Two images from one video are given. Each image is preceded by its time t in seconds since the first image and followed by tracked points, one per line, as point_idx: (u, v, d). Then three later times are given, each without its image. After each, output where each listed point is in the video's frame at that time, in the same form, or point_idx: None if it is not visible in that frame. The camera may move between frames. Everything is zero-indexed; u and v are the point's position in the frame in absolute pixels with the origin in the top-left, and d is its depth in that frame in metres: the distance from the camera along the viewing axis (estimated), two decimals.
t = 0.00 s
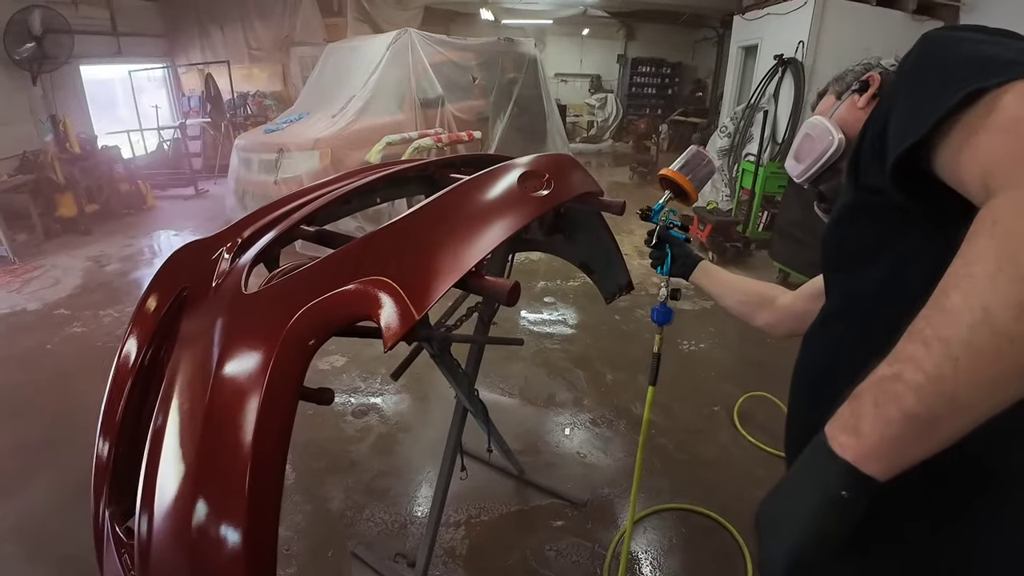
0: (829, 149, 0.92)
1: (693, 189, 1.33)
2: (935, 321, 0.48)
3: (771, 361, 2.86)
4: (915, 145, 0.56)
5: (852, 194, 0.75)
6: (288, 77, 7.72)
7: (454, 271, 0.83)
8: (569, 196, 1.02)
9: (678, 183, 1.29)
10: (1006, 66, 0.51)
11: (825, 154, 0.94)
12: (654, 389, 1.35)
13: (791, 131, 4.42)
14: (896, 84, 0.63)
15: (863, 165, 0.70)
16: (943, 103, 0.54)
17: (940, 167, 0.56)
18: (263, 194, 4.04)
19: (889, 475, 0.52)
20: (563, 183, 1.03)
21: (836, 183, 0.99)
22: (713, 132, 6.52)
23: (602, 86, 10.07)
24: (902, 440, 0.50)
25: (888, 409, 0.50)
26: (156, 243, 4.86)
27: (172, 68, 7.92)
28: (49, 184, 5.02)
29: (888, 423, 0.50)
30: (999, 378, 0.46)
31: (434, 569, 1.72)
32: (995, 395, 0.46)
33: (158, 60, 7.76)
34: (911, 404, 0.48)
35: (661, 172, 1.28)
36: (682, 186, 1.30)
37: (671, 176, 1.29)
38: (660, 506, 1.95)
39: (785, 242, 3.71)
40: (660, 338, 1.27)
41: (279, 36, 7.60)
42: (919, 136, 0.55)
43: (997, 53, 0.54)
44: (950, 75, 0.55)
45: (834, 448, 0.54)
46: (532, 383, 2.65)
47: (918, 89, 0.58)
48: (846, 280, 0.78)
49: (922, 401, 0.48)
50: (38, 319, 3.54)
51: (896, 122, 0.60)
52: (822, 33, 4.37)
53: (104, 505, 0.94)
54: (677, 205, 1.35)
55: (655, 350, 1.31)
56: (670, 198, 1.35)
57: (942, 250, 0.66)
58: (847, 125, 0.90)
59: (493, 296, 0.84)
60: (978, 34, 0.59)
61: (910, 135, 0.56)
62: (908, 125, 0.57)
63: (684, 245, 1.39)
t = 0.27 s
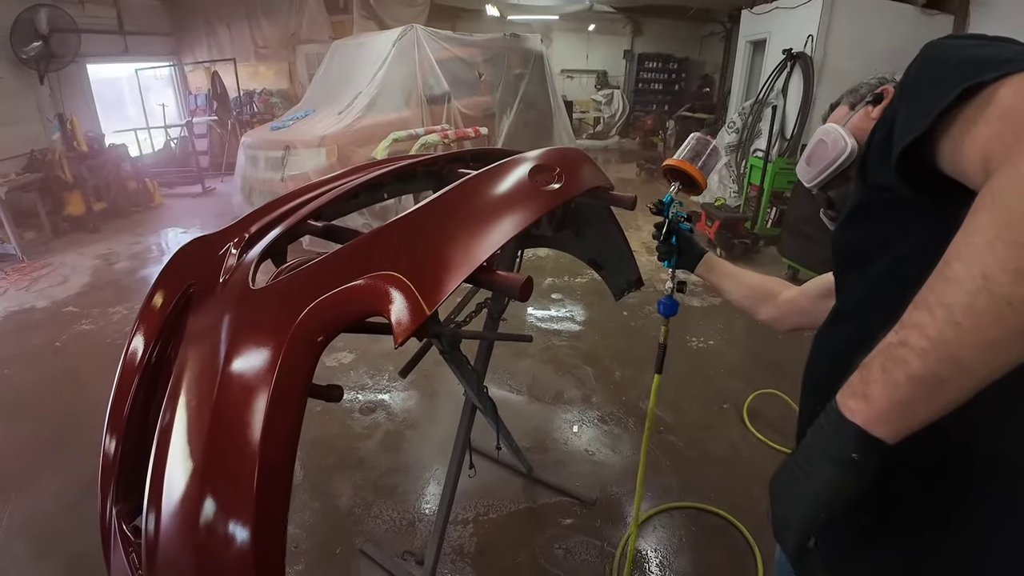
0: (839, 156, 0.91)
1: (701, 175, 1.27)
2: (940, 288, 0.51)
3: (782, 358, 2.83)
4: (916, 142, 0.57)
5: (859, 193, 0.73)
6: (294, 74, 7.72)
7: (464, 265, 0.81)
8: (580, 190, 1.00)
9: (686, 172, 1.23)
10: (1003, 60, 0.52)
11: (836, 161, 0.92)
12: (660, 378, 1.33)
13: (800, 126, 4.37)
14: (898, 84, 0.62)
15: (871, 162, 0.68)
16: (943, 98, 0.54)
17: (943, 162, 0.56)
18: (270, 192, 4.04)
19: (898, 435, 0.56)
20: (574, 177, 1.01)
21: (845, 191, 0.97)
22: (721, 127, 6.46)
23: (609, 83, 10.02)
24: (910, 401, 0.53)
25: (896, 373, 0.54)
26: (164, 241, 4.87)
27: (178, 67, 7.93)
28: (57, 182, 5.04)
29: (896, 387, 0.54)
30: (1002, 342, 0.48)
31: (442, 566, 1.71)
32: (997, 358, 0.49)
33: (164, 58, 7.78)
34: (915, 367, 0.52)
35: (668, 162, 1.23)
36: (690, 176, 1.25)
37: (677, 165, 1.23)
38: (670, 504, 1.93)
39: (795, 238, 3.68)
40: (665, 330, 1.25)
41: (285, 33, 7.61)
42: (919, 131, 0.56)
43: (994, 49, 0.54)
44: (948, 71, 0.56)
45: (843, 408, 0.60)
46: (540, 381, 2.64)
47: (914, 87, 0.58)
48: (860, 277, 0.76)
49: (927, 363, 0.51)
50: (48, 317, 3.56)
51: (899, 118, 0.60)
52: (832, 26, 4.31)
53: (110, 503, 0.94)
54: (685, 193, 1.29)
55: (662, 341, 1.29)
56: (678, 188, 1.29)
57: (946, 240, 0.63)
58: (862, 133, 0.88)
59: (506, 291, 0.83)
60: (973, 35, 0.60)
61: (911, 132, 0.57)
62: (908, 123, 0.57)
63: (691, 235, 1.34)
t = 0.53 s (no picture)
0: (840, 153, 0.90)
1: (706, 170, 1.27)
2: (935, 284, 0.50)
3: (786, 357, 2.81)
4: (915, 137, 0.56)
5: (860, 189, 0.71)
6: (297, 72, 7.74)
7: (463, 265, 0.80)
8: (581, 188, 0.99)
9: (691, 167, 1.24)
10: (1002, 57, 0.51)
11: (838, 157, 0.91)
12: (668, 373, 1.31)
13: (804, 123, 4.34)
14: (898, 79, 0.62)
15: (871, 160, 0.67)
16: (943, 93, 0.54)
17: (941, 158, 0.56)
18: (273, 189, 4.04)
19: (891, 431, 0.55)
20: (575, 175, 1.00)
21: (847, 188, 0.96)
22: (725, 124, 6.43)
23: (612, 79, 9.99)
24: (908, 397, 0.52)
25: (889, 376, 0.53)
26: (167, 240, 4.88)
27: (182, 65, 7.95)
28: (61, 181, 5.05)
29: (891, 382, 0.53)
30: (998, 336, 0.47)
31: (443, 565, 1.71)
32: (995, 351, 0.48)
33: (167, 56, 7.79)
34: (911, 363, 0.51)
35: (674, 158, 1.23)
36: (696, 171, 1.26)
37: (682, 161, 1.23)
38: (672, 503, 1.92)
39: (799, 235, 3.66)
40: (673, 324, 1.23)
41: (286, 31, 7.67)
42: (917, 127, 0.55)
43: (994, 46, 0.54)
44: (950, 64, 0.55)
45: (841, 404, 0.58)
46: (543, 379, 2.63)
47: (915, 82, 0.58)
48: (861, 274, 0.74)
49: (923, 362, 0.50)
50: (51, 315, 3.57)
51: (898, 112, 0.59)
52: (837, 21, 4.28)
53: (109, 502, 0.94)
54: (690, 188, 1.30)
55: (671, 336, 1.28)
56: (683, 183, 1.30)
57: (943, 234, 0.62)
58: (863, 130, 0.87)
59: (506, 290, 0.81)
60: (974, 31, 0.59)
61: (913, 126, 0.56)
62: (907, 117, 0.57)
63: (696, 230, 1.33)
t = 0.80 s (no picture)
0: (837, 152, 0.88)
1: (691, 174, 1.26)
2: (924, 286, 0.50)
3: (785, 356, 2.81)
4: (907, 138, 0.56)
5: (854, 188, 0.71)
6: (297, 71, 7.74)
7: (455, 267, 0.80)
8: (576, 190, 0.99)
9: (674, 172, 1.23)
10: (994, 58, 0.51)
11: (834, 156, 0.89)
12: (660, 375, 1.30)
13: (804, 122, 4.34)
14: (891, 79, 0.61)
15: (863, 159, 0.66)
16: (935, 95, 0.53)
17: (932, 159, 0.56)
18: (272, 189, 4.04)
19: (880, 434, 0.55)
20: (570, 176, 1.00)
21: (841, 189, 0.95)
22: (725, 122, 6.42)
23: (612, 78, 9.97)
24: (896, 398, 0.52)
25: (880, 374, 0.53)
26: (167, 240, 4.88)
27: (181, 65, 7.95)
28: (61, 181, 5.05)
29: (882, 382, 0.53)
30: (987, 338, 0.47)
31: (441, 565, 1.71)
32: (984, 353, 0.48)
33: (167, 56, 7.79)
34: (901, 364, 0.51)
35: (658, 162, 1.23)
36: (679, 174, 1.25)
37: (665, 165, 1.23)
38: (671, 503, 1.92)
39: (799, 234, 3.65)
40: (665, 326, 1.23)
41: (286, 31, 7.64)
42: (908, 127, 0.55)
43: (987, 46, 0.53)
44: (943, 64, 0.55)
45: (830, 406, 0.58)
46: (542, 379, 2.63)
47: (906, 83, 0.58)
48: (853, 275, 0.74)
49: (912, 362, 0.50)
50: (51, 316, 3.57)
51: (891, 112, 0.59)
52: (837, 19, 4.27)
53: (104, 503, 0.94)
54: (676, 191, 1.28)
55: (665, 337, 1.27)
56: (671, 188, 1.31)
57: (935, 234, 0.62)
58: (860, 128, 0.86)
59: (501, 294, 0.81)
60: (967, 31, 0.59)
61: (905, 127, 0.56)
62: (898, 118, 0.57)
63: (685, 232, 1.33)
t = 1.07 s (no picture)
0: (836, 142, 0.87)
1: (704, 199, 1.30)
2: (915, 298, 0.50)
3: (784, 356, 2.81)
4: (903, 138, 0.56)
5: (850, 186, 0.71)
6: (295, 72, 7.76)
7: (452, 269, 0.81)
8: (572, 191, 0.99)
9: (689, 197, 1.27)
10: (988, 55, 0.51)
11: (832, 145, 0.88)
12: (659, 392, 1.28)
13: (802, 121, 4.35)
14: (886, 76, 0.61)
15: (859, 156, 0.66)
16: (930, 92, 0.53)
17: (929, 160, 0.56)
18: (271, 190, 4.04)
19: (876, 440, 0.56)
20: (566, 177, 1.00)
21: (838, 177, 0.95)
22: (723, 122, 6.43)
23: (610, 78, 9.98)
24: (887, 407, 0.53)
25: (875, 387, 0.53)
26: (166, 241, 4.88)
27: (180, 66, 7.95)
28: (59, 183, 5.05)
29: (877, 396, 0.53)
30: (980, 347, 0.48)
31: (441, 565, 1.72)
32: (977, 362, 0.48)
33: (165, 58, 7.79)
34: (891, 375, 0.52)
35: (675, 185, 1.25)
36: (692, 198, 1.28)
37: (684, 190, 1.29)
38: (670, 502, 1.92)
39: (797, 233, 3.66)
40: (667, 338, 1.23)
41: (285, 32, 7.65)
42: (904, 128, 0.55)
43: (981, 41, 0.53)
44: (937, 61, 0.54)
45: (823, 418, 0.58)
46: (541, 379, 2.63)
47: (900, 81, 0.58)
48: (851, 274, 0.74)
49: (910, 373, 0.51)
50: (50, 318, 3.57)
51: (887, 109, 0.59)
52: (834, 18, 4.27)
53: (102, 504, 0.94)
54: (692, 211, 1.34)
55: (663, 353, 1.27)
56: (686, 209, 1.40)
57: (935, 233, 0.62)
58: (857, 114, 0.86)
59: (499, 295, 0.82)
60: (962, 23, 0.59)
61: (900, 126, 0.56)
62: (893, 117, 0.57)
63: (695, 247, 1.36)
